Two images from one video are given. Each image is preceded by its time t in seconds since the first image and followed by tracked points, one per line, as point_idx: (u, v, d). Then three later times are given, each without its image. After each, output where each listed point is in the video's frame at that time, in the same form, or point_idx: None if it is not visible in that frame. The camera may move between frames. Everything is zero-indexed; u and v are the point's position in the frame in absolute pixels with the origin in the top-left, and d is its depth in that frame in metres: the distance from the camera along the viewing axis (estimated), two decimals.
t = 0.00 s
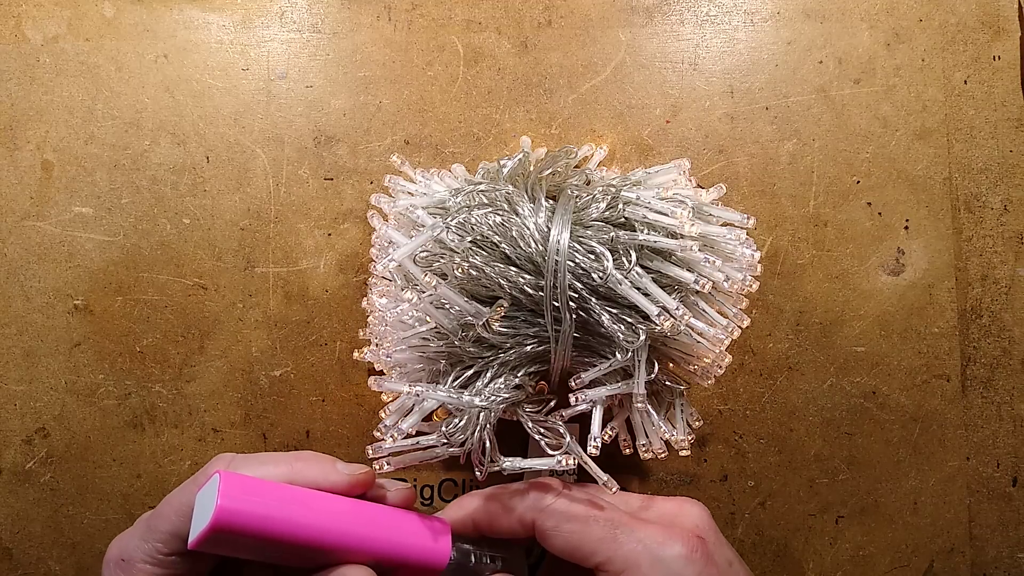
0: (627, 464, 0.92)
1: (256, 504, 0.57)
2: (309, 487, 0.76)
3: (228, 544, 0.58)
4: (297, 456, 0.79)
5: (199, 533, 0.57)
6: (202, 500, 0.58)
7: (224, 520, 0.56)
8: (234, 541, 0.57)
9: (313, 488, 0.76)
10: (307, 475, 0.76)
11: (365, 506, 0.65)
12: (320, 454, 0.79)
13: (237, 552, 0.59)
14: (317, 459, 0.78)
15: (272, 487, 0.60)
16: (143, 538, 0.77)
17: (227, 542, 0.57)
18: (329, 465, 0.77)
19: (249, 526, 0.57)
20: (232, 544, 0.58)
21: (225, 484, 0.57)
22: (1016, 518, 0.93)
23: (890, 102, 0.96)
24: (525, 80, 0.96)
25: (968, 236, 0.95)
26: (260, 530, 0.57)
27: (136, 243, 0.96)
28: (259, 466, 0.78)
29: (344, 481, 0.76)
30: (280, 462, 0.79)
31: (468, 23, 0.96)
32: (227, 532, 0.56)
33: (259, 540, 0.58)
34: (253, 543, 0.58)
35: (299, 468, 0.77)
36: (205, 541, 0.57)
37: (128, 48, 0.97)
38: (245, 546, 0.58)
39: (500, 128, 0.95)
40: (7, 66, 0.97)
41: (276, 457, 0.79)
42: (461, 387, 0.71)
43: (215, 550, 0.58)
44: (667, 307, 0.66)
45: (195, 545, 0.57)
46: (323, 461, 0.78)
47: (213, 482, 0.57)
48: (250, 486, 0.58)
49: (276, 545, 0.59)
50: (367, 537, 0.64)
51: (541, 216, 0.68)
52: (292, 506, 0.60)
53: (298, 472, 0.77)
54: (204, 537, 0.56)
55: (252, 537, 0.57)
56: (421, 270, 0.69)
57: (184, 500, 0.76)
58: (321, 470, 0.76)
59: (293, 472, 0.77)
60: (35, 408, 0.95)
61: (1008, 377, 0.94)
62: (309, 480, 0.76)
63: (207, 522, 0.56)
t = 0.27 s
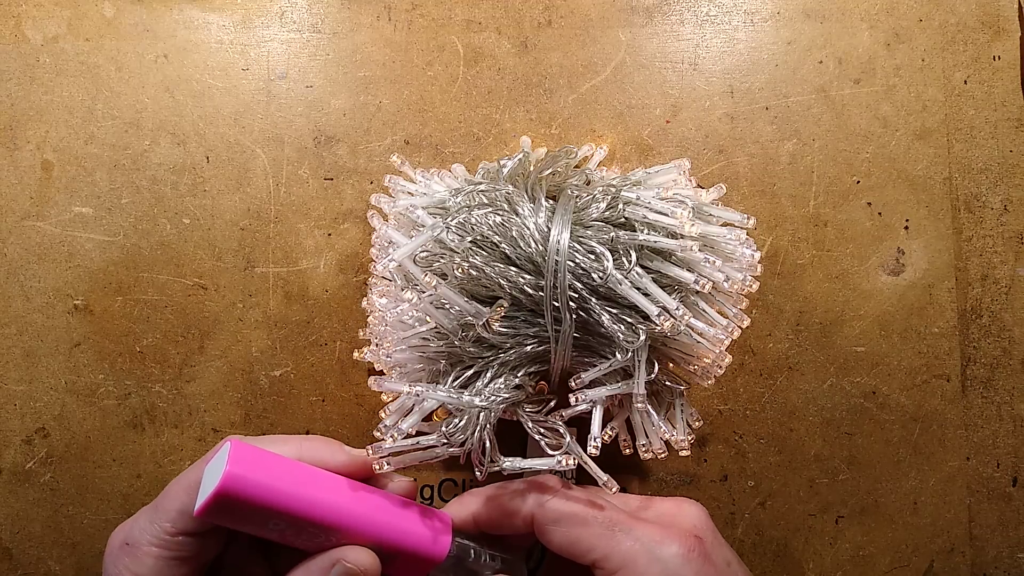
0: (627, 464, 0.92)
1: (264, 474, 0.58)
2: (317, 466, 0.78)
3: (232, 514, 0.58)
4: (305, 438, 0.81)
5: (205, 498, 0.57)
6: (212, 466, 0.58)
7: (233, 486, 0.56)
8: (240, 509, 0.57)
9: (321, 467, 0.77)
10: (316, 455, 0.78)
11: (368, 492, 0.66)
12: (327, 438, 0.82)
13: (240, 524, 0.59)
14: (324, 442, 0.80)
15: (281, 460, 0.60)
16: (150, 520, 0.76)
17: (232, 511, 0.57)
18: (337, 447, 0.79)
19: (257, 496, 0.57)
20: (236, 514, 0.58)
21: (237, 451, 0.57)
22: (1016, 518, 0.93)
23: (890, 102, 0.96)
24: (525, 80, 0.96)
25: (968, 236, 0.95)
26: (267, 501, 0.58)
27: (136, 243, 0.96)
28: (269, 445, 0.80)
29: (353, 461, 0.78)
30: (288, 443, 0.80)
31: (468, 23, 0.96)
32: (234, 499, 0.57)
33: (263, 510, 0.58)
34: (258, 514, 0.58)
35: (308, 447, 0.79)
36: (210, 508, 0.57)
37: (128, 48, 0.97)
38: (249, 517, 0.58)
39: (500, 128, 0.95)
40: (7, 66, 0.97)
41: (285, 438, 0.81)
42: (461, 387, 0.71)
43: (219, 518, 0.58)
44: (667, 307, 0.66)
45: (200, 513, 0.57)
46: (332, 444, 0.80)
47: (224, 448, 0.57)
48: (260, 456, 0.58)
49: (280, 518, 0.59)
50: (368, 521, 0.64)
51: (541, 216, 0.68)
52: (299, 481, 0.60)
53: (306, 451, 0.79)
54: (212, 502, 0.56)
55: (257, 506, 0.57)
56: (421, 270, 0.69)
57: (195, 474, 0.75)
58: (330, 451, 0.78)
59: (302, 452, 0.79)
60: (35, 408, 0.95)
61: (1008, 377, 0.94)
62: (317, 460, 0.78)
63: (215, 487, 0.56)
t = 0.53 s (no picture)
0: (627, 464, 0.92)
1: (244, 488, 0.57)
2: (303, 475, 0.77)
3: (212, 528, 0.58)
4: (295, 443, 0.80)
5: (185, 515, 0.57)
6: (190, 482, 0.58)
7: (211, 504, 0.56)
8: (221, 524, 0.57)
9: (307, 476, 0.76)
10: (303, 464, 0.77)
11: (356, 496, 0.66)
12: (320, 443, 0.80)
13: (223, 535, 0.59)
14: (315, 448, 0.79)
15: (263, 471, 0.59)
16: (136, 518, 0.78)
17: (213, 526, 0.57)
18: (325, 454, 0.78)
19: (236, 512, 0.57)
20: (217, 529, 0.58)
21: (215, 467, 0.56)
22: (1017, 518, 0.93)
23: (890, 102, 0.96)
24: (525, 80, 0.96)
25: (968, 236, 0.95)
26: (248, 515, 0.57)
27: (137, 243, 0.96)
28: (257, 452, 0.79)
29: (338, 471, 0.76)
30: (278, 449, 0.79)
31: (469, 23, 0.96)
32: (213, 517, 0.56)
33: (245, 525, 0.58)
34: (239, 528, 0.58)
35: (296, 454, 0.78)
36: (189, 523, 0.56)
37: (128, 48, 0.97)
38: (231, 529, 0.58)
39: (500, 128, 0.95)
40: (6, 66, 0.97)
41: (275, 443, 0.80)
42: (461, 387, 0.71)
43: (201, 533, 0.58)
44: (667, 307, 0.66)
45: (180, 528, 0.57)
46: (320, 451, 0.78)
47: (200, 464, 0.57)
48: (240, 471, 0.57)
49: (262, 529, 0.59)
50: (356, 525, 0.64)
51: (541, 216, 0.68)
52: (281, 492, 0.59)
53: (292, 459, 0.78)
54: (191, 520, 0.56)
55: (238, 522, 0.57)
56: (421, 270, 0.69)
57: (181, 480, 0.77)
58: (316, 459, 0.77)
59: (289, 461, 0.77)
60: (35, 408, 0.95)
61: (1008, 377, 0.94)
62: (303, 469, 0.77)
63: (193, 504, 0.56)
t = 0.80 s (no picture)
0: (627, 463, 0.92)
1: (247, 438, 0.61)
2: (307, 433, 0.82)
3: (215, 476, 0.61)
4: (297, 403, 0.85)
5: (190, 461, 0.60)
6: (193, 430, 0.61)
7: (218, 450, 0.59)
8: (224, 471, 0.61)
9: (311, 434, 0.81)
10: (307, 423, 0.82)
11: (349, 458, 0.69)
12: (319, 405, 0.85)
13: (223, 484, 0.63)
14: (315, 409, 0.84)
15: (266, 425, 0.63)
16: (133, 470, 0.79)
17: (217, 473, 0.61)
18: (328, 415, 0.83)
19: (241, 459, 0.60)
20: (221, 476, 0.61)
21: (223, 416, 0.60)
22: (1017, 518, 0.93)
23: (890, 102, 0.96)
24: (525, 80, 0.96)
25: (968, 236, 0.95)
26: (251, 464, 0.61)
27: (137, 243, 0.96)
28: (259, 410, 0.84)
29: (344, 430, 0.82)
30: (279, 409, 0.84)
31: (469, 23, 0.96)
32: (219, 463, 0.60)
33: (247, 474, 0.62)
34: (241, 476, 0.62)
35: (300, 414, 0.83)
36: (194, 470, 0.60)
37: (128, 48, 0.97)
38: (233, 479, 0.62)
39: (500, 128, 0.95)
40: (6, 66, 0.97)
41: (276, 402, 0.85)
42: (461, 387, 0.71)
43: (202, 479, 0.61)
44: (667, 306, 0.66)
45: (184, 474, 0.60)
46: (322, 411, 0.83)
47: (207, 413, 0.60)
48: (246, 422, 0.61)
49: (262, 481, 0.63)
50: (347, 484, 0.68)
51: (541, 216, 0.68)
52: (282, 446, 0.63)
53: (297, 418, 0.82)
54: (196, 465, 0.59)
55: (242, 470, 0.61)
56: (421, 270, 0.69)
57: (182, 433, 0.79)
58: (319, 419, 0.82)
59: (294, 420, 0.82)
60: (35, 408, 0.95)
61: (1008, 377, 0.94)
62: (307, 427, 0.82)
63: (200, 451, 0.59)
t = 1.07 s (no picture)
0: (626, 463, 0.92)
1: (226, 433, 0.60)
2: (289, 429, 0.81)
3: (193, 471, 0.60)
4: (280, 400, 0.84)
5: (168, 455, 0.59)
6: (173, 425, 0.60)
7: (196, 446, 0.58)
8: (201, 467, 0.60)
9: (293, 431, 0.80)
10: (290, 418, 0.81)
11: (332, 455, 0.68)
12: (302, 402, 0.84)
13: (202, 480, 0.62)
14: (298, 405, 0.83)
15: (247, 421, 0.62)
16: (120, 475, 0.79)
17: (195, 469, 0.60)
18: (310, 411, 0.82)
19: (219, 455, 0.60)
20: (198, 472, 0.60)
21: (203, 411, 0.59)
22: (1016, 518, 0.93)
23: (890, 102, 0.96)
24: (525, 80, 0.96)
25: (968, 236, 0.95)
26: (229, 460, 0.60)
27: (137, 243, 0.96)
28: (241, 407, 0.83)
29: (327, 427, 0.81)
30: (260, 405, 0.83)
31: (469, 23, 0.96)
32: (196, 458, 0.59)
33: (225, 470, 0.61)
34: (219, 472, 0.61)
35: (282, 410, 0.82)
36: (172, 465, 0.59)
37: (128, 48, 0.97)
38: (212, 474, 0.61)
39: (500, 128, 0.95)
40: (7, 66, 0.97)
41: (258, 399, 0.84)
42: (461, 387, 0.71)
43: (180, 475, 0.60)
44: (667, 307, 0.66)
45: (162, 469, 0.59)
46: (305, 408, 0.83)
47: (187, 408, 0.59)
48: (226, 417, 0.60)
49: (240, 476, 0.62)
50: (330, 481, 0.67)
51: (541, 216, 0.68)
52: (263, 442, 0.62)
53: (279, 414, 0.81)
54: (174, 460, 0.59)
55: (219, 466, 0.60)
56: (421, 270, 0.69)
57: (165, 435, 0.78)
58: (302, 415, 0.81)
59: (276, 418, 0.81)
60: (35, 408, 0.95)
61: (1007, 377, 0.94)
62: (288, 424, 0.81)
63: (179, 445, 0.58)
